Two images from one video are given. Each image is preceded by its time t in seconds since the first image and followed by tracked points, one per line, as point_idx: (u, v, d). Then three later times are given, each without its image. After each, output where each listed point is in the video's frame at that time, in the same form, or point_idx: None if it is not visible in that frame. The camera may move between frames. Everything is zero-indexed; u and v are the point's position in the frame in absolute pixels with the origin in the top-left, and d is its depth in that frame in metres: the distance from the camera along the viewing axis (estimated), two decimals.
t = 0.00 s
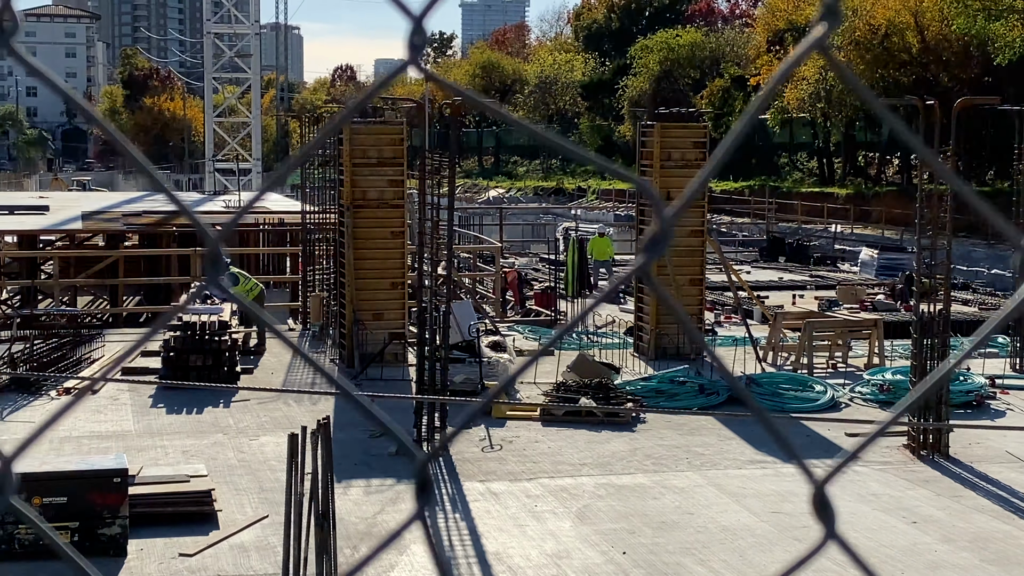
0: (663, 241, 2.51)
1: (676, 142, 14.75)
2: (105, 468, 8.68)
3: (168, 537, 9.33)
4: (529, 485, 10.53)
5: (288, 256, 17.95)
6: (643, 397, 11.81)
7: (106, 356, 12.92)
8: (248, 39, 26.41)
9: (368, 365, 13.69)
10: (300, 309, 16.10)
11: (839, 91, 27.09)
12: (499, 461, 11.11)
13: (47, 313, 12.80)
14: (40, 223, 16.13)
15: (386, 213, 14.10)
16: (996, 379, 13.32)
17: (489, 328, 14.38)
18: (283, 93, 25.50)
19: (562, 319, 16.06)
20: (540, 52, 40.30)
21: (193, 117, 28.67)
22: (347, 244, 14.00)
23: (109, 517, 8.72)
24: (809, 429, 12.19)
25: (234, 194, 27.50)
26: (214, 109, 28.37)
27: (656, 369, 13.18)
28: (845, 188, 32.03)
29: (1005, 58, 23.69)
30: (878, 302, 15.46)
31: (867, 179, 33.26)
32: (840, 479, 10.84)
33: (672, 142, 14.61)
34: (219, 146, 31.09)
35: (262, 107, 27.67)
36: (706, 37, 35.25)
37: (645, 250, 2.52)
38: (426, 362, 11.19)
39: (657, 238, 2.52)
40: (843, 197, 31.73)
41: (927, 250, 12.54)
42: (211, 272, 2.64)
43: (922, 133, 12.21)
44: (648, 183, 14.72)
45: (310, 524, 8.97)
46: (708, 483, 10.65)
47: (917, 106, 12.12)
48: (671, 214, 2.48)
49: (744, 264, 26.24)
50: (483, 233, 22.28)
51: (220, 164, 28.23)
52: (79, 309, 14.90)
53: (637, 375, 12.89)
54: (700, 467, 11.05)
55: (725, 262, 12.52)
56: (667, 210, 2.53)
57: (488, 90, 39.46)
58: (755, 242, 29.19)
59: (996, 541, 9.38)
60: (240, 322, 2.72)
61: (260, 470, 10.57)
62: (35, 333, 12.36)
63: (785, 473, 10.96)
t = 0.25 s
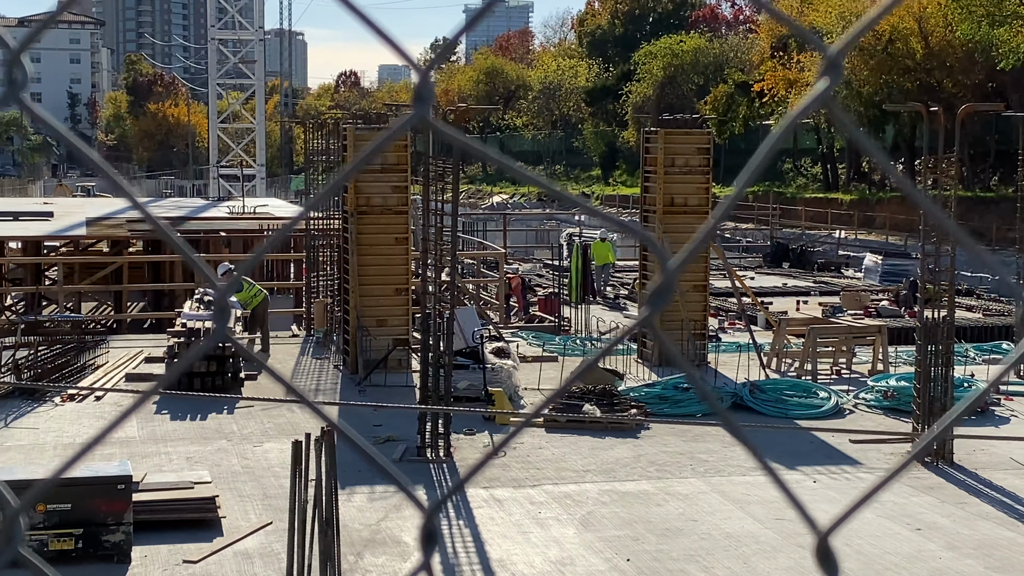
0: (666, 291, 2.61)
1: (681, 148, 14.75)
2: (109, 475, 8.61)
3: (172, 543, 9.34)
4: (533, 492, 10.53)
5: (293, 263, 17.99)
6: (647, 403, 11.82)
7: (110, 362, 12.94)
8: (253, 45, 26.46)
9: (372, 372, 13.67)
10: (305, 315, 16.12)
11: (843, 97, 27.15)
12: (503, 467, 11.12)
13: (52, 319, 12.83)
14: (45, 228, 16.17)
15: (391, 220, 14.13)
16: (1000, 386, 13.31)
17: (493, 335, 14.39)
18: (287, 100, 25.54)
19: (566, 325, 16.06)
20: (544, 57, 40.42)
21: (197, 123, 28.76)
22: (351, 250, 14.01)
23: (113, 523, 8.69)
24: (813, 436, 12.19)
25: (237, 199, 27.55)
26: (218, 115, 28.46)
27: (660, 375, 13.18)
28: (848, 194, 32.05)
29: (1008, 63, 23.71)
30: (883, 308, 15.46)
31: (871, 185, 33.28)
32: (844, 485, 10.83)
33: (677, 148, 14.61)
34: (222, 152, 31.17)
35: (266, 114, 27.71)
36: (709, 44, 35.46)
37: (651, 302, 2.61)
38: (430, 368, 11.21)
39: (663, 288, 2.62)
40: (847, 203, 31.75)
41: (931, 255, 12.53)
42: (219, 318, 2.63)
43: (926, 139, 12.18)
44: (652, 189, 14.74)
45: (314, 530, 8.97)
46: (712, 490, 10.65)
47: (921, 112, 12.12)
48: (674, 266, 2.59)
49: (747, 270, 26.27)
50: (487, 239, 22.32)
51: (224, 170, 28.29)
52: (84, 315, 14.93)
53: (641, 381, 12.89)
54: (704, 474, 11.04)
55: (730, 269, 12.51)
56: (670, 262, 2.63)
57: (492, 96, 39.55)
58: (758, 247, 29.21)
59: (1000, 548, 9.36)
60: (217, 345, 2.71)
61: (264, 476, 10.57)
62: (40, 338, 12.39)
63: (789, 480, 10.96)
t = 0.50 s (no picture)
0: (673, 332, 2.60)
1: (685, 154, 14.70)
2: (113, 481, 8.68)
3: (175, 550, 9.34)
4: (537, 499, 10.52)
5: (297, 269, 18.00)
6: (651, 410, 11.80)
7: (114, 368, 12.95)
8: (256, 52, 26.49)
9: (375, 378, 13.63)
10: (308, 321, 16.12)
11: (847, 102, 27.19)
12: (506, 474, 11.12)
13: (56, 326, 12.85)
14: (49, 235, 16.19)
15: (395, 226, 14.12)
16: (1005, 392, 13.28)
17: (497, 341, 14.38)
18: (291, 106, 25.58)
19: (570, 331, 16.06)
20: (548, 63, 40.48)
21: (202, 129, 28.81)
22: (355, 256, 13.99)
23: (117, 529, 8.69)
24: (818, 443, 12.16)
25: (241, 206, 27.58)
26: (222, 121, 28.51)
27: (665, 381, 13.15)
28: (852, 199, 32.04)
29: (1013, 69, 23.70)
30: (887, 314, 15.44)
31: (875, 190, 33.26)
32: (849, 492, 10.81)
33: (681, 154, 14.57)
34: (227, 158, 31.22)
35: (270, 121, 27.78)
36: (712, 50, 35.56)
37: (657, 344, 2.61)
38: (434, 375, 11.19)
39: (669, 330, 2.62)
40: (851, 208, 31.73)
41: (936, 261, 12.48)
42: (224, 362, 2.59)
43: (931, 145, 12.15)
44: (657, 195, 14.71)
45: (318, 537, 8.96)
46: (717, 497, 10.63)
47: (926, 118, 12.08)
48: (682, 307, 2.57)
49: (751, 276, 26.27)
50: (491, 245, 22.33)
51: (228, 176, 28.32)
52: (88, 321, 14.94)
53: (645, 388, 12.87)
54: (708, 481, 11.03)
55: (734, 276, 12.49)
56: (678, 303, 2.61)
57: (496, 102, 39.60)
58: (762, 253, 29.19)
59: (1005, 555, 9.34)
60: (215, 385, 2.73)
61: (268, 483, 10.57)
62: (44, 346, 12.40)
63: (793, 487, 10.94)
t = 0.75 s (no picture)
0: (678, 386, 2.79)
1: (688, 161, 14.71)
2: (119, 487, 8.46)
3: (179, 557, 9.34)
4: (541, 506, 10.51)
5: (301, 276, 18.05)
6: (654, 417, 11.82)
7: (119, 375, 12.98)
8: (261, 59, 26.59)
9: (379, 386, 13.65)
10: (312, 328, 16.14)
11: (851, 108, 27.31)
12: (510, 481, 11.12)
13: (61, 333, 12.90)
14: (54, 242, 16.24)
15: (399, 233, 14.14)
16: (1009, 399, 13.28)
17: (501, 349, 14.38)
18: (296, 113, 25.66)
19: (573, 338, 16.09)
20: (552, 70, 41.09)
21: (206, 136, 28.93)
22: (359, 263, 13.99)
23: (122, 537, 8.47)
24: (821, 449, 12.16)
25: (246, 213, 27.65)
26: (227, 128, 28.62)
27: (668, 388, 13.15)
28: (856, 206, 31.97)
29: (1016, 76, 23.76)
30: (891, 321, 15.46)
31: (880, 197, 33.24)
32: (853, 500, 10.81)
33: (684, 161, 14.56)
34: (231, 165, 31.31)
35: (275, 128, 27.84)
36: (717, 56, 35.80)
37: (665, 398, 2.78)
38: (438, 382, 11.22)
39: (674, 384, 2.81)
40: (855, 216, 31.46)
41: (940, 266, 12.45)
42: (231, 415, 2.56)
43: (935, 152, 12.15)
44: (660, 202, 14.71)
45: (321, 545, 8.95)
46: (720, 504, 10.63)
47: (930, 125, 12.05)
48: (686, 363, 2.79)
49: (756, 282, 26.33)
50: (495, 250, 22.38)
51: (233, 183, 28.41)
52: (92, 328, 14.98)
53: (649, 395, 12.87)
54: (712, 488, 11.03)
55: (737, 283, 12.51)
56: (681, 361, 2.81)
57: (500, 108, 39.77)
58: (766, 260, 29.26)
59: (1010, 563, 9.32)
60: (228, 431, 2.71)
61: (272, 490, 10.57)
62: (49, 353, 12.44)
63: (797, 494, 10.94)
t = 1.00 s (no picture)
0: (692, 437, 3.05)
1: (691, 169, 14.72)
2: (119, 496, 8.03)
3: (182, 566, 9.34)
4: (544, 515, 10.51)
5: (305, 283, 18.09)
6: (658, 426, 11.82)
7: (123, 383, 13.02)
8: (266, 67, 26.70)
9: (383, 394, 13.67)
10: (316, 336, 16.18)
11: (855, 116, 27.42)
12: (514, 490, 11.12)
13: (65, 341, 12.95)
14: (58, 249, 16.30)
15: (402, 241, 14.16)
16: (1013, 407, 13.27)
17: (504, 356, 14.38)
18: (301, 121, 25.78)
19: (577, 345, 16.12)
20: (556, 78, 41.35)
21: (211, 143, 29.03)
22: (362, 271, 14.02)
23: (124, 547, 8.00)
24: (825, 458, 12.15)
25: (250, 220, 27.75)
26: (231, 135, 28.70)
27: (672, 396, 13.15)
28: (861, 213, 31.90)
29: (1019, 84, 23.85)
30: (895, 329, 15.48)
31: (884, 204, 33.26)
32: (857, 509, 10.80)
33: (687, 168, 14.56)
34: (235, 173, 31.39)
35: (279, 135, 27.94)
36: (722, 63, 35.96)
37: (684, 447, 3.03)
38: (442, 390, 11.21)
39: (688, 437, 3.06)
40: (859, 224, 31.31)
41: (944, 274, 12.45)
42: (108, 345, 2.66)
43: (938, 160, 12.12)
44: (663, 209, 14.72)
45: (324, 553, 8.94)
46: (724, 513, 10.62)
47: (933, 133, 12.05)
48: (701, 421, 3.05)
49: (760, 290, 26.35)
50: (499, 258, 22.42)
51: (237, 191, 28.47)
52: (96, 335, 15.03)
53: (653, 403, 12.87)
54: (716, 497, 11.02)
55: (741, 291, 12.50)
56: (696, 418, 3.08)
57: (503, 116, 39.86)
58: (770, 268, 29.27)
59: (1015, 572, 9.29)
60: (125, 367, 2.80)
61: (275, 499, 10.56)
62: (53, 362, 12.48)
63: (801, 503, 10.94)
